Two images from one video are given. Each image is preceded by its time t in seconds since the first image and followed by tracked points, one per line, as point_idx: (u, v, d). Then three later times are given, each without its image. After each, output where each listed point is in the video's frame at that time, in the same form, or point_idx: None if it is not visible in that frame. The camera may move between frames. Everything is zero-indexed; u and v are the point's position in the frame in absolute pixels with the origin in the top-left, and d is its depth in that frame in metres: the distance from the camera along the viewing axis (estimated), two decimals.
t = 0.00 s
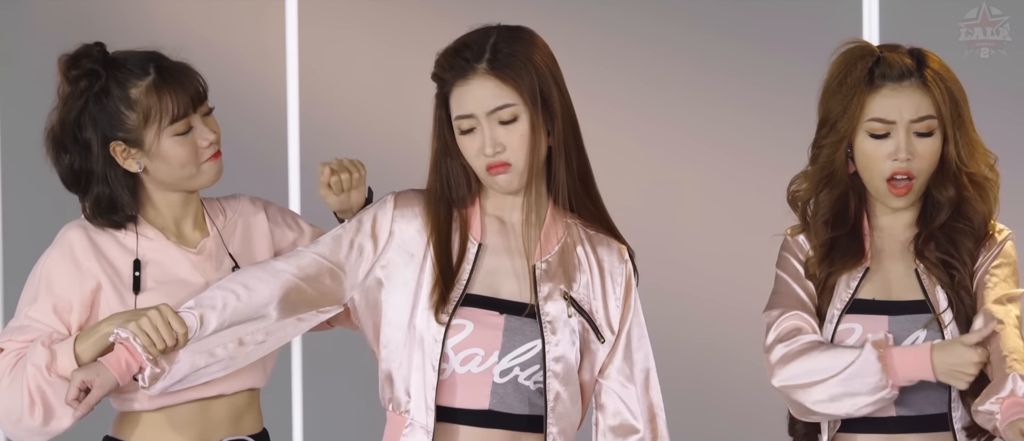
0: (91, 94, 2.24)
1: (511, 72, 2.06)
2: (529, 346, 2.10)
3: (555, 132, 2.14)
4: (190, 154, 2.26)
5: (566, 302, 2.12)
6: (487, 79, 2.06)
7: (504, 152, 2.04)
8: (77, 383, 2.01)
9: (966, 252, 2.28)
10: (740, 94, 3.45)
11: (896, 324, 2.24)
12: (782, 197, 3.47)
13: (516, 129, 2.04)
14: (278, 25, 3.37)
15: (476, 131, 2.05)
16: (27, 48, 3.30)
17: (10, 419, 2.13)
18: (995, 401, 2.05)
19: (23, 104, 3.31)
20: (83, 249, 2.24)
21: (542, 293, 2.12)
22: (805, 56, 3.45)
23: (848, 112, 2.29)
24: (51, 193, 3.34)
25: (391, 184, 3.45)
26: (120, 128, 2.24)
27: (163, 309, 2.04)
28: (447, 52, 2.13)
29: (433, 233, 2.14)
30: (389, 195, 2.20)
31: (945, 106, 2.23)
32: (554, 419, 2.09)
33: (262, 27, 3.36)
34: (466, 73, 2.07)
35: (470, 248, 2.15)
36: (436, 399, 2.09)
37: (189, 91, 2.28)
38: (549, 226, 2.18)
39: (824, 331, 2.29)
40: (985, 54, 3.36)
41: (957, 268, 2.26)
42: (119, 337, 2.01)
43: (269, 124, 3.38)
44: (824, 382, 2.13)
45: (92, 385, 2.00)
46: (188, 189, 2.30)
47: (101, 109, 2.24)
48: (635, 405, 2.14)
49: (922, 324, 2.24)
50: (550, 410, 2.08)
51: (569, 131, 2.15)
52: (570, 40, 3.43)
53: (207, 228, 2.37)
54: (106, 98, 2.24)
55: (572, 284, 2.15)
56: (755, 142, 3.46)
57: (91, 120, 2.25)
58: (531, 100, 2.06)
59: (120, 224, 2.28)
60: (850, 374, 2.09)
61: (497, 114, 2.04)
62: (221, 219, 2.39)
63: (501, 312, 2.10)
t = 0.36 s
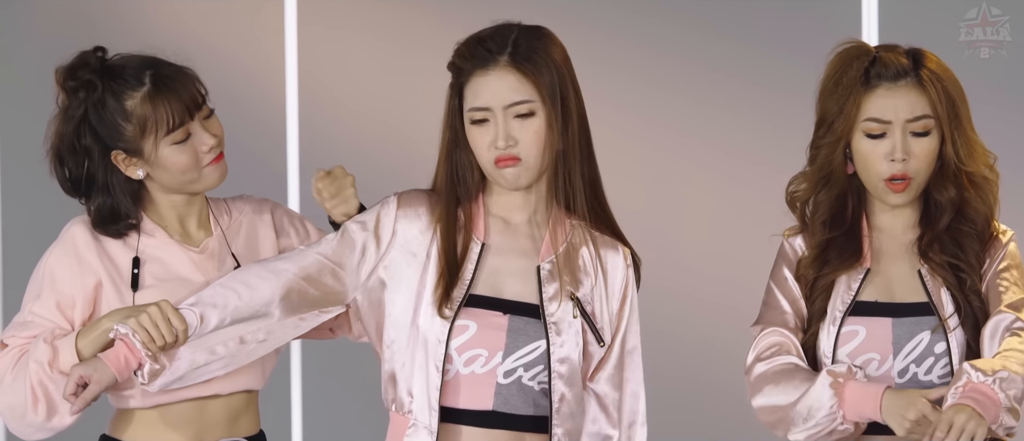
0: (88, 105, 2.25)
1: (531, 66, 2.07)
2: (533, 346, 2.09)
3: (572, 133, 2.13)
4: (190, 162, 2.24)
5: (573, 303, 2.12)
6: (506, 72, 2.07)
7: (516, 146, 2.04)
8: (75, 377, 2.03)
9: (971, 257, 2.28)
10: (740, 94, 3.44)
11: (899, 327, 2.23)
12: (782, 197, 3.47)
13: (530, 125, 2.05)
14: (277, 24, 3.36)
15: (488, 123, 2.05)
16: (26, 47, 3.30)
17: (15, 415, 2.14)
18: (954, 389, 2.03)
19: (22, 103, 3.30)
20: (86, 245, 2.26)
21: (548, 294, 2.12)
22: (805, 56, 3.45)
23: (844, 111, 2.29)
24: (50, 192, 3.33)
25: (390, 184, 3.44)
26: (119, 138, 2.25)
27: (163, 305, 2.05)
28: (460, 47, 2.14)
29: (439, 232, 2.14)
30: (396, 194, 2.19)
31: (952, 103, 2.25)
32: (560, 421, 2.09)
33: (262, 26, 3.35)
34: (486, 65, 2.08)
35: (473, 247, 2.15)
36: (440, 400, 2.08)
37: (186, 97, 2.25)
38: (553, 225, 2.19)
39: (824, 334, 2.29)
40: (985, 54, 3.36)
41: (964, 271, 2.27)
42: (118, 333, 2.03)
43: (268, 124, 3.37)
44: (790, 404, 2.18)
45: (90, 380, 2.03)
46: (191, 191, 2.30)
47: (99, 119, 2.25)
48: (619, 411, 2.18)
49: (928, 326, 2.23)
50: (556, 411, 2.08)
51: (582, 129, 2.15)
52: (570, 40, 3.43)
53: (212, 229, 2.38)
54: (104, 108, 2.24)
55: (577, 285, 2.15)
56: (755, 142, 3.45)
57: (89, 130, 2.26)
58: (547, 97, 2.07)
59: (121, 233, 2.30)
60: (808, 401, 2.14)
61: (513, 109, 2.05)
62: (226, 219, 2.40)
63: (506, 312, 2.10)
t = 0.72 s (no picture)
0: (75, 111, 2.21)
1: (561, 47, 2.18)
2: (530, 347, 2.11)
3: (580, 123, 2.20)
4: (175, 174, 2.23)
5: (567, 300, 2.13)
6: (542, 50, 2.16)
7: (548, 114, 2.09)
8: (67, 381, 2.06)
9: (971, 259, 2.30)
10: (740, 94, 3.44)
11: (892, 326, 2.27)
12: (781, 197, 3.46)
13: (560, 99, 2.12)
14: (278, 24, 3.35)
15: (524, 90, 2.11)
16: (25, 47, 3.30)
17: (7, 419, 2.14)
18: None
19: (22, 103, 3.31)
20: (71, 244, 2.25)
21: (542, 292, 2.13)
22: (806, 56, 3.45)
23: (836, 104, 2.34)
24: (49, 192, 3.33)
25: (390, 184, 3.44)
26: (104, 145, 2.21)
27: (154, 306, 2.08)
28: (478, 37, 2.20)
29: (436, 229, 2.16)
30: (389, 196, 2.20)
31: (942, 88, 2.28)
32: (559, 419, 2.11)
33: (262, 26, 3.35)
34: (523, 40, 2.17)
35: (466, 247, 2.16)
36: (439, 403, 2.09)
37: (173, 109, 2.21)
38: (546, 222, 2.21)
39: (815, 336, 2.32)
40: (985, 54, 3.35)
41: (962, 271, 2.29)
42: (109, 334, 2.04)
43: (269, 123, 3.37)
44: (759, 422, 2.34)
45: (81, 384, 2.05)
46: (175, 198, 2.29)
47: (85, 126, 2.21)
48: (631, 405, 2.17)
49: (920, 327, 2.26)
50: (555, 409, 2.11)
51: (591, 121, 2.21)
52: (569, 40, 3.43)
53: (197, 226, 2.37)
54: (90, 114, 2.21)
55: (571, 282, 2.16)
56: (755, 141, 3.45)
57: (76, 134, 2.23)
58: (575, 80, 2.18)
59: (106, 235, 2.27)
60: None
61: (546, 85, 2.13)
62: (212, 217, 2.39)
63: (502, 314, 2.11)
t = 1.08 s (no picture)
0: (64, 104, 2.21)
1: (571, 56, 2.22)
2: (534, 344, 2.12)
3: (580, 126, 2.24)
4: (158, 175, 2.21)
5: (567, 295, 2.15)
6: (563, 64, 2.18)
7: (558, 131, 2.11)
8: (70, 389, 2.05)
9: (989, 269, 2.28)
10: (740, 93, 3.45)
11: (902, 333, 2.24)
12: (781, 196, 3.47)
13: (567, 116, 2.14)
14: (278, 24, 3.36)
15: (545, 104, 2.13)
16: (24, 47, 3.29)
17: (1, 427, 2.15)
18: None
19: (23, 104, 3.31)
20: (54, 244, 2.24)
21: (543, 288, 2.15)
22: (806, 56, 3.45)
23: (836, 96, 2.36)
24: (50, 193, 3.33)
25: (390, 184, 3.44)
26: (90, 140, 2.20)
27: (155, 312, 2.06)
28: (499, 40, 2.17)
29: (433, 231, 2.16)
30: (384, 201, 2.21)
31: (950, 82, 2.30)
32: (564, 415, 2.12)
33: (262, 26, 3.35)
34: (542, 50, 2.17)
35: (462, 248, 2.16)
36: (445, 404, 2.09)
37: (160, 109, 2.20)
38: (542, 221, 2.23)
39: (824, 335, 2.32)
40: (985, 54, 3.36)
41: (982, 275, 2.28)
42: (110, 341, 2.03)
43: (269, 123, 3.38)
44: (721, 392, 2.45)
45: (84, 390, 2.04)
46: (158, 200, 2.27)
47: (73, 120, 2.21)
48: (627, 398, 2.20)
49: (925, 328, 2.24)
50: (561, 405, 2.11)
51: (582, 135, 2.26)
52: (570, 39, 3.43)
53: (177, 228, 2.35)
54: (78, 108, 2.20)
55: (570, 276, 2.19)
56: (755, 141, 3.46)
57: (63, 128, 2.22)
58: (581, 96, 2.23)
59: (87, 231, 2.27)
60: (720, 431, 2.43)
61: (563, 98, 2.15)
62: (192, 219, 2.37)
63: (504, 312, 2.11)
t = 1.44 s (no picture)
0: (48, 102, 2.16)
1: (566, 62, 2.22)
2: (533, 343, 2.11)
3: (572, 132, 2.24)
4: (144, 172, 2.17)
5: (564, 293, 2.15)
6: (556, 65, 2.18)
7: (549, 133, 2.10)
8: (66, 393, 2.01)
9: (992, 273, 2.26)
10: (740, 94, 3.44)
11: (901, 334, 2.22)
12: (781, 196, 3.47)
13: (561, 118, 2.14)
14: (278, 23, 3.36)
15: (534, 104, 2.11)
16: (24, 47, 3.28)
17: None
18: None
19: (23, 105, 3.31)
20: (43, 244, 2.19)
21: (541, 287, 2.15)
22: (806, 56, 3.45)
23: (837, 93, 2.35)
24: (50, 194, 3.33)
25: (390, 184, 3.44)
26: (75, 139, 2.16)
27: (156, 322, 2.04)
28: (487, 42, 2.17)
29: (428, 234, 2.17)
30: (379, 204, 2.21)
31: (949, 78, 2.29)
32: (562, 413, 2.11)
33: (262, 26, 3.35)
34: (536, 51, 2.16)
35: (457, 250, 2.16)
36: (443, 405, 2.09)
37: (147, 105, 2.17)
38: (537, 220, 2.22)
39: (824, 342, 2.28)
40: (985, 54, 3.36)
41: (988, 280, 2.26)
42: (111, 351, 2.01)
43: (268, 124, 3.37)
44: (749, 380, 2.40)
45: (81, 395, 2.00)
46: (144, 198, 2.23)
47: (58, 118, 2.16)
48: (634, 392, 2.19)
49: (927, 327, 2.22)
50: (558, 403, 2.11)
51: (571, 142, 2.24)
52: (570, 39, 3.42)
53: (163, 231, 2.32)
54: (64, 108, 2.16)
55: (567, 275, 2.19)
56: (755, 141, 3.45)
57: (47, 126, 2.17)
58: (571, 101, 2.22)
59: (74, 231, 2.22)
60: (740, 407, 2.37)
61: (556, 98, 2.14)
62: (178, 221, 2.33)
63: (502, 312, 2.11)
